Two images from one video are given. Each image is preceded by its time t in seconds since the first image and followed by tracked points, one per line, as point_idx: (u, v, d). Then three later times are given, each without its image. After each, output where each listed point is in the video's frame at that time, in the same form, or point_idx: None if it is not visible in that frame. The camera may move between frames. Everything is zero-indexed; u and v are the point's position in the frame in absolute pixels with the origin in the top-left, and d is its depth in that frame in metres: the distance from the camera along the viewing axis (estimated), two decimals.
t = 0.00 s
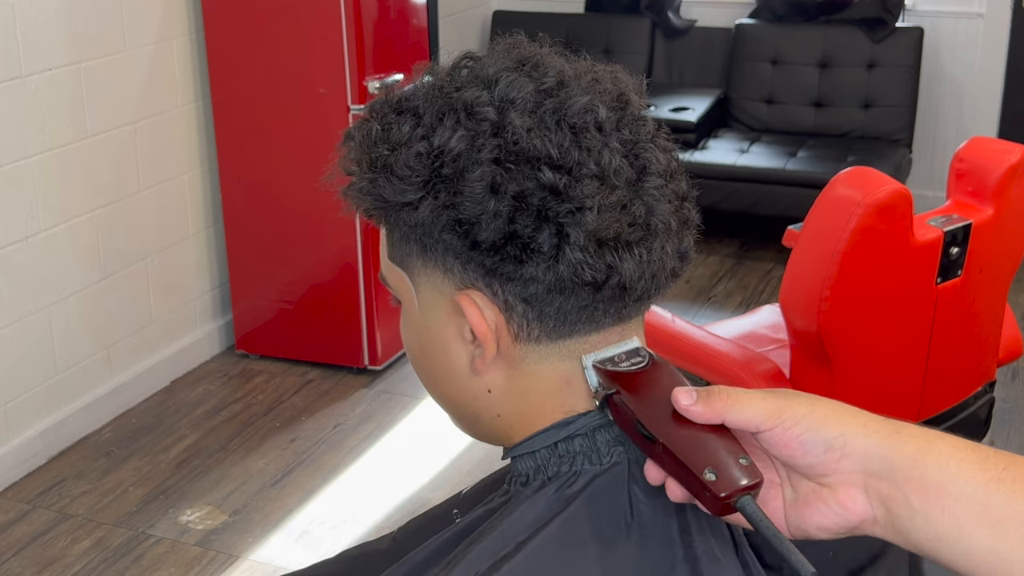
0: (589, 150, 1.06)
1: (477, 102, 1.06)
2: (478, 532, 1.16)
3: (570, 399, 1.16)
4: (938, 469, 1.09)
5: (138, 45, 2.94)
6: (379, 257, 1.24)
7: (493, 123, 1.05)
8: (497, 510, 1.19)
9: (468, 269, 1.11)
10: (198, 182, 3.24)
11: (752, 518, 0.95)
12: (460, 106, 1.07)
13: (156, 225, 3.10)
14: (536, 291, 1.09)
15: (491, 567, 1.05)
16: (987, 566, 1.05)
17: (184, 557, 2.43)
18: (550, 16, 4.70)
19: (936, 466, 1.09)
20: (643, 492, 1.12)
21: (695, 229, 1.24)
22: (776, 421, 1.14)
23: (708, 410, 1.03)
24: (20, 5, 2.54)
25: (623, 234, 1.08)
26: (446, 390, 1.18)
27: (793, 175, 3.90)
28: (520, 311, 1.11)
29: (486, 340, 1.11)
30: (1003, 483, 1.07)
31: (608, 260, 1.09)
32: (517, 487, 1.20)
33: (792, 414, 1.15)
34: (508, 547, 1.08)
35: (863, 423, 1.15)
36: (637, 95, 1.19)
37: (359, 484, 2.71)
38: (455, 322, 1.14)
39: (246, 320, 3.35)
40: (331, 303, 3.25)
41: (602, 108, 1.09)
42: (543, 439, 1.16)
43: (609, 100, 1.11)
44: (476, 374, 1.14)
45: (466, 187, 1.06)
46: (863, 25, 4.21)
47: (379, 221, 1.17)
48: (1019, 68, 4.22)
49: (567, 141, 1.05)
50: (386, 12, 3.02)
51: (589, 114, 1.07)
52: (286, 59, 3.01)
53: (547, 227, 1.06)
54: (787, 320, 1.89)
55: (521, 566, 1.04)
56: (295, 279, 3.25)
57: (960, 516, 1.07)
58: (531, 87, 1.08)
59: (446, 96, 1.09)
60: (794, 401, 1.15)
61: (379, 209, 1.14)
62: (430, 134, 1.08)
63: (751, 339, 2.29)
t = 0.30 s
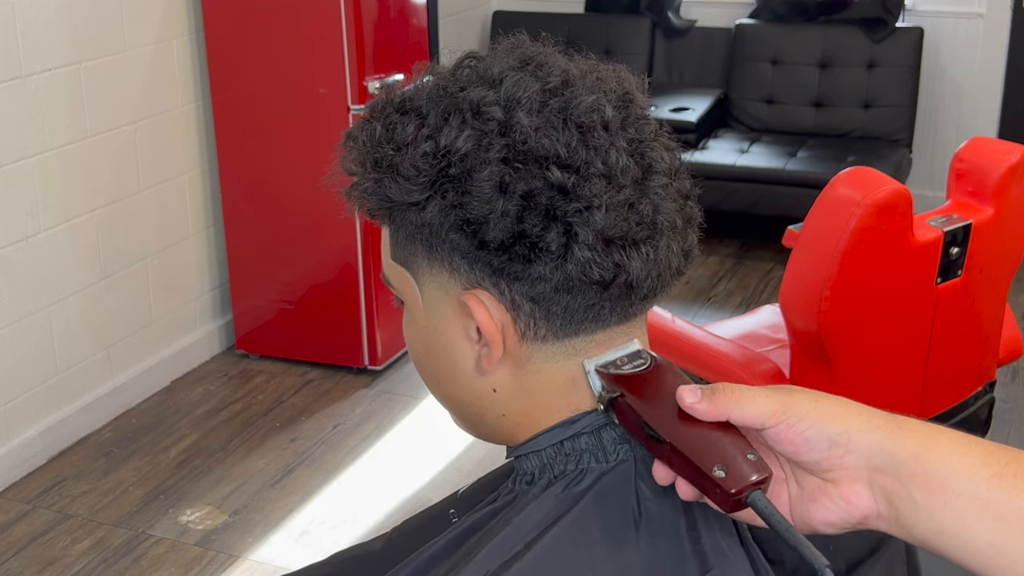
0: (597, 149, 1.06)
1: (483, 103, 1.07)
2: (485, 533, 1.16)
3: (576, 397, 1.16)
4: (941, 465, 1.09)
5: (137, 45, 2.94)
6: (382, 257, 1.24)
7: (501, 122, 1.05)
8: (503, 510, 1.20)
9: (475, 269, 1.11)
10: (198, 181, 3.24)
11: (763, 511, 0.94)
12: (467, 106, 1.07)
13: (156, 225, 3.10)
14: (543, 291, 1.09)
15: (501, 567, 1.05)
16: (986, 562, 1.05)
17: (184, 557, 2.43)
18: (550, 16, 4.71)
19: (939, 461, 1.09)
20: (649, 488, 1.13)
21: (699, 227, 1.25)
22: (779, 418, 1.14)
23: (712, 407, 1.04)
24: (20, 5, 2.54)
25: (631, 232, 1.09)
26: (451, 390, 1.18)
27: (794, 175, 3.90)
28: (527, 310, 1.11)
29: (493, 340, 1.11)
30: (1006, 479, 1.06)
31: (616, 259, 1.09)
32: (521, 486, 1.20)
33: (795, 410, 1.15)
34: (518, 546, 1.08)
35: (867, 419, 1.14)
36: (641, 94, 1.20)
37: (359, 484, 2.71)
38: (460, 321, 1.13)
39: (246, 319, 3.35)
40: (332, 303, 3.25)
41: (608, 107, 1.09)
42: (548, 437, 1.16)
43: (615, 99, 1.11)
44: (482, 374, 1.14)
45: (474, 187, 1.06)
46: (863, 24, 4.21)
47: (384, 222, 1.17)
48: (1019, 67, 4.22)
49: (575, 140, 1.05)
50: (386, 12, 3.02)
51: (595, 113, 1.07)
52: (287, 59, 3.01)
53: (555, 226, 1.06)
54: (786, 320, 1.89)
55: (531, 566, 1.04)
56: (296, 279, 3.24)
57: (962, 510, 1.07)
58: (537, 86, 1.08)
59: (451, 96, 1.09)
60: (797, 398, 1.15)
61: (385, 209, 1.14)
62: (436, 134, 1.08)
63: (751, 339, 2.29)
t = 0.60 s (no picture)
0: (596, 148, 1.06)
1: (482, 102, 1.06)
2: (486, 533, 1.16)
3: (577, 396, 1.16)
4: (940, 461, 1.09)
5: (138, 45, 2.94)
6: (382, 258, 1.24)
7: (500, 122, 1.05)
8: (503, 509, 1.20)
9: (474, 268, 1.10)
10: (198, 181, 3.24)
11: (760, 506, 0.93)
12: (466, 106, 1.07)
13: (156, 225, 3.10)
14: (544, 290, 1.09)
15: (503, 567, 1.05)
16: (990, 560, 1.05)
17: (184, 557, 2.43)
18: (550, 16, 4.71)
19: (938, 457, 1.10)
20: (650, 487, 1.13)
21: (699, 226, 1.24)
22: (778, 414, 1.15)
23: (710, 405, 1.04)
24: (20, 5, 2.54)
25: (630, 230, 1.09)
26: (452, 390, 1.18)
27: (794, 175, 3.90)
28: (527, 309, 1.11)
29: (494, 339, 1.11)
30: (1005, 474, 1.06)
31: (616, 257, 1.09)
32: (522, 486, 1.20)
33: (795, 406, 1.15)
34: (520, 545, 1.08)
35: (866, 415, 1.15)
36: (639, 93, 1.20)
37: (358, 484, 2.71)
38: (461, 321, 1.13)
39: (245, 320, 3.35)
40: (332, 303, 3.25)
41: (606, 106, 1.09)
42: (548, 437, 1.16)
43: (612, 99, 1.11)
44: (483, 373, 1.14)
45: (474, 186, 1.06)
46: (863, 24, 4.21)
47: (384, 222, 1.17)
48: (1019, 68, 4.22)
49: (574, 139, 1.05)
50: (387, 12, 3.02)
51: (594, 112, 1.07)
52: (286, 60, 3.01)
53: (555, 224, 1.06)
54: (786, 320, 1.89)
55: (534, 564, 1.03)
56: (295, 279, 3.24)
57: (962, 507, 1.07)
58: (535, 85, 1.08)
59: (450, 96, 1.09)
60: (797, 394, 1.16)
61: (385, 209, 1.14)
62: (436, 133, 1.08)
63: (751, 339, 2.29)
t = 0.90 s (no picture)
0: (595, 148, 1.06)
1: (481, 102, 1.06)
2: (486, 533, 1.16)
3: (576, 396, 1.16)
4: (930, 470, 1.09)
5: (138, 45, 2.94)
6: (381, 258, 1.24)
7: (499, 122, 1.05)
8: (504, 509, 1.20)
9: (473, 269, 1.10)
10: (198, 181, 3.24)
11: (743, 512, 0.92)
12: (465, 106, 1.07)
13: (156, 225, 3.10)
14: (543, 290, 1.09)
15: (503, 567, 1.05)
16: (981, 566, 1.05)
17: (184, 557, 2.43)
18: (551, 16, 4.71)
19: (928, 467, 1.09)
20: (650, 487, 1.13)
21: (699, 226, 1.24)
22: (767, 423, 1.14)
23: (699, 412, 1.03)
24: (20, 5, 2.54)
25: (629, 230, 1.09)
26: (451, 391, 1.18)
27: (794, 175, 3.90)
28: (526, 309, 1.10)
29: (493, 339, 1.11)
30: (995, 482, 1.06)
31: (614, 257, 1.09)
32: (522, 486, 1.20)
33: (783, 415, 1.15)
34: (520, 546, 1.08)
35: (855, 424, 1.14)
36: (638, 93, 1.20)
37: (358, 485, 2.71)
38: (460, 321, 1.13)
39: (246, 320, 3.35)
40: (332, 303, 3.25)
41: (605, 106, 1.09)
42: (548, 437, 1.16)
43: (611, 99, 1.11)
44: (482, 374, 1.14)
45: (473, 186, 1.06)
46: (863, 25, 4.21)
47: (384, 222, 1.17)
48: (1019, 68, 4.22)
49: (573, 140, 1.05)
50: (386, 12, 3.02)
51: (594, 112, 1.07)
52: (286, 60, 3.01)
53: (554, 224, 1.06)
54: (786, 320, 1.89)
55: (534, 564, 1.03)
56: (296, 279, 3.24)
57: (952, 515, 1.06)
58: (534, 85, 1.08)
59: (449, 96, 1.09)
60: (785, 403, 1.16)
61: (385, 209, 1.14)
62: (435, 134, 1.07)
63: (751, 339, 2.29)
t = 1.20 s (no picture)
0: (595, 149, 1.06)
1: (482, 102, 1.07)
2: (486, 533, 1.16)
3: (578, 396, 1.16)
4: (916, 480, 1.07)
5: (138, 46, 2.94)
6: (382, 259, 1.23)
7: (499, 122, 1.05)
8: (503, 510, 1.20)
9: (473, 268, 1.10)
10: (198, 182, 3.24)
11: (713, 525, 0.93)
12: (466, 106, 1.07)
13: (156, 225, 3.10)
14: (544, 290, 1.09)
15: (503, 567, 1.05)
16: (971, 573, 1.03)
17: (184, 557, 2.43)
18: (551, 16, 4.71)
19: (915, 477, 1.07)
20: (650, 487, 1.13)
21: (699, 226, 1.24)
22: (749, 435, 1.12)
23: (682, 423, 1.03)
24: (20, 5, 2.54)
25: (629, 230, 1.09)
26: (451, 390, 1.18)
27: (794, 175, 3.90)
28: (526, 309, 1.10)
29: (493, 339, 1.11)
30: (983, 492, 1.05)
31: (615, 257, 1.09)
32: (522, 486, 1.20)
33: (766, 427, 1.13)
34: (520, 546, 1.08)
35: (840, 436, 1.12)
36: (639, 93, 1.19)
37: (358, 485, 2.71)
38: (460, 321, 1.13)
39: (246, 320, 3.35)
40: (332, 303, 3.25)
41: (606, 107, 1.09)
42: (547, 437, 1.16)
43: (611, 99, 1.11)
44: (482, 374, 1.14)
45: (473, 186, 1.06)
46: (863, 25, 4.21)
47: (384, 223, 1.18)
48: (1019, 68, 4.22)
49: (573, 140, 1.05)
50: (387, 13, 3.02)
51: (594, 112, 1.07)
52: (286, 60, 3.01)
53: (554, 224, 1.06)
54: (787, 320, 1.89)
55: (534, 564, 1.04)
56: (296, 279, 3.24)
57: (939, 526, 1.05)
58: (535, 85, 1.08)
59: (449, 97, 1.09)
60: (767, 414, 1.14)
61: (385, 209, 1.15)
62: (435, 134, 1.08)
63: (752, 339, 2.29)
